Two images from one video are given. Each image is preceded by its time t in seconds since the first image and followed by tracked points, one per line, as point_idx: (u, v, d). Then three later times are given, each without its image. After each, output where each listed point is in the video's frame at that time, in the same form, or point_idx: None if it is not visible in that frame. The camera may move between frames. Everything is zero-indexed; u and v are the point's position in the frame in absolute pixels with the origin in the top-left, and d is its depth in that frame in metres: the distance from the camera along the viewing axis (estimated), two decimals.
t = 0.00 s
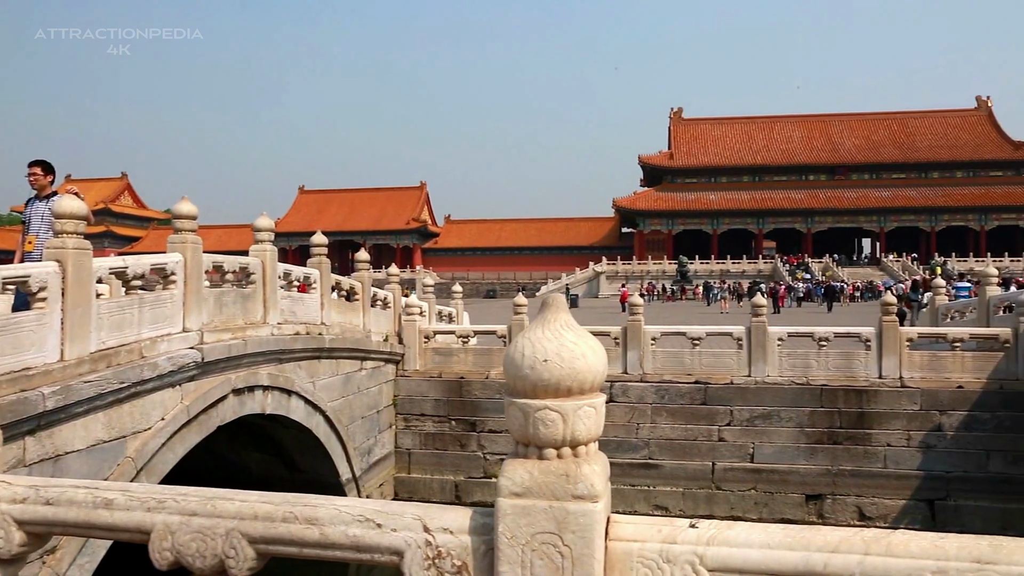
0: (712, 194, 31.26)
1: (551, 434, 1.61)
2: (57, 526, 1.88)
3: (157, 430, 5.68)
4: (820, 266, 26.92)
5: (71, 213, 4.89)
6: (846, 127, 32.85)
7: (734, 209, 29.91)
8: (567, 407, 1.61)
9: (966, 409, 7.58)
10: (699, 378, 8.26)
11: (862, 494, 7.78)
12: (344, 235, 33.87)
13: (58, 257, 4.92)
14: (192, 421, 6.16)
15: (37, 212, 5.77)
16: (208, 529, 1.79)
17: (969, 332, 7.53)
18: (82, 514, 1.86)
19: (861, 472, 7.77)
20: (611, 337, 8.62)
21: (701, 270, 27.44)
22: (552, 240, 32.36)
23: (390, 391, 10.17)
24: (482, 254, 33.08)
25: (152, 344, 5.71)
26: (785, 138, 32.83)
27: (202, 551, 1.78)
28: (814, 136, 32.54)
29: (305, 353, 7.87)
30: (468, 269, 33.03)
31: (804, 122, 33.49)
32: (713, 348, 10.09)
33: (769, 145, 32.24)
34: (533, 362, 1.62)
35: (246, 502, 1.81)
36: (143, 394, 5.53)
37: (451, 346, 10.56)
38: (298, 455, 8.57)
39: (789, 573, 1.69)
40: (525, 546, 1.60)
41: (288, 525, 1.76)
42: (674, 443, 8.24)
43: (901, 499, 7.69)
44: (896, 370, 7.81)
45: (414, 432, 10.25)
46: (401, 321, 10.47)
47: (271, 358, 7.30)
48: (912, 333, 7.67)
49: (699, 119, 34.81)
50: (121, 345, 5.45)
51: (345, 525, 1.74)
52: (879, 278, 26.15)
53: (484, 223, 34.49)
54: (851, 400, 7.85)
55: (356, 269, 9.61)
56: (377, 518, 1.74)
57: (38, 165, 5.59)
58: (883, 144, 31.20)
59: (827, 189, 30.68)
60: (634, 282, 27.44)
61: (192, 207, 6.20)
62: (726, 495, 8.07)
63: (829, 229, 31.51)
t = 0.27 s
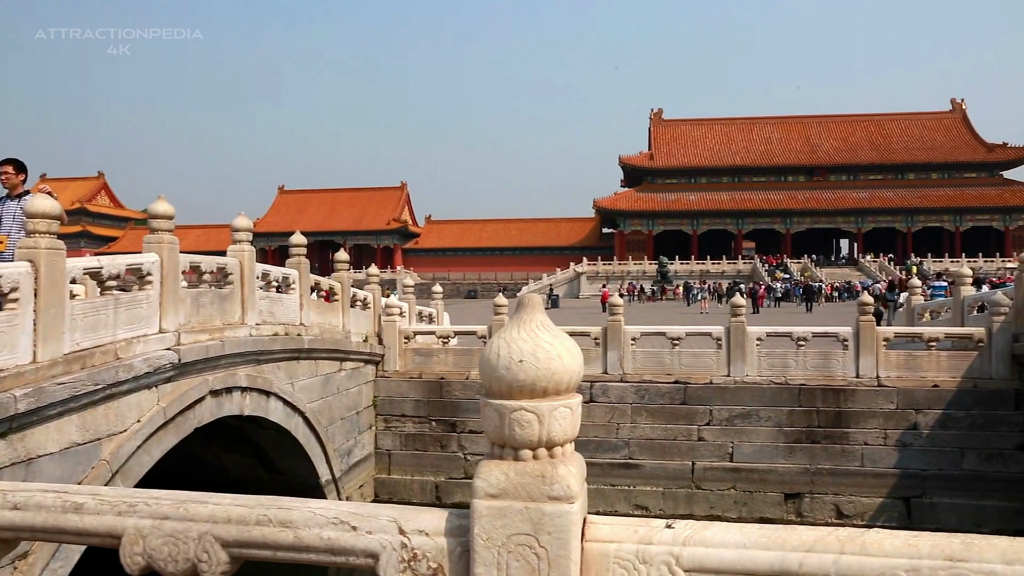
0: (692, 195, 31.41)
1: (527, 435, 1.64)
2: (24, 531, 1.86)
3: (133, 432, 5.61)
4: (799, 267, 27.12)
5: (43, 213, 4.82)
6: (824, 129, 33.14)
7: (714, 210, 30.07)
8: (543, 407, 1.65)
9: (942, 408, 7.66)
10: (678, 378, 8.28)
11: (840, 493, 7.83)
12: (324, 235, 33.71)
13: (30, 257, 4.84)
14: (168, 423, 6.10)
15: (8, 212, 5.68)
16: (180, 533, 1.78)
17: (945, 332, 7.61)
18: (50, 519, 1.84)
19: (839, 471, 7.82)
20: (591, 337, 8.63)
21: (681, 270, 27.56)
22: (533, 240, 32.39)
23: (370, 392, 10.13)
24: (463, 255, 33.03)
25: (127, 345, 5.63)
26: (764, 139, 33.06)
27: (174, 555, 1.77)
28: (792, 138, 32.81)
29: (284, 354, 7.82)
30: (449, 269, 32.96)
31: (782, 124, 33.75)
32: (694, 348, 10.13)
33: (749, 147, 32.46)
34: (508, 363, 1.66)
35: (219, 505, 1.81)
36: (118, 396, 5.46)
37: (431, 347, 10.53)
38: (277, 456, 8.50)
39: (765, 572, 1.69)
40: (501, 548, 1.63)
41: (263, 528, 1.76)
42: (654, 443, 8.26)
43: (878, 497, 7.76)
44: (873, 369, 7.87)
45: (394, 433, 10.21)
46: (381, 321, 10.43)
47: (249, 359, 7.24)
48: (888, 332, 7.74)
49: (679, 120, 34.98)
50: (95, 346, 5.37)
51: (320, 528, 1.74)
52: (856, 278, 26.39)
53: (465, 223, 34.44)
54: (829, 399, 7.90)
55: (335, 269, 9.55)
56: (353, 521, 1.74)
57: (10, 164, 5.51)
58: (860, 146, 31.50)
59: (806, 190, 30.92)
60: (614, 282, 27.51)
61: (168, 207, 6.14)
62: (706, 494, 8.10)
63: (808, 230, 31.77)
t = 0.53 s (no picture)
0: (677, 195, 31.52)
1: (507, 436, 1.65)
2: None
3: (113, 434, 5.56)
4: (783, 267, 27.27)
5: (20, 212, 4.79)
6: (806, 130, 33.35)
7: (698, 210, 30.18)
8: (523, 408, 1.65)
9: (923, 407, 7.72)
10: (662, 378, 8.30)
11: (822, 492, 7.87)
12: (308, 236, 33.58)
13: (8, 257, 4.77)
14: (149, 425, 6.04)
15: None
16: (157, 536, 1.80)
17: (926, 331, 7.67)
18: (25, 524, 1.86)
19: (822, 470, 7.86)
20: (576, 337, 8.63)
21: (665, 270, 27.64)
22: (518, 241, 32.39)
23: (354, 393, 10.09)
24: (447, 255, 32.97)
25: (108, 346, 5.57)
26: (747, 140, 33.23)
27: (150, 559, 1.78)
28: (776, 139, 32.99)
29: (267, 355, 7.77)
30: (434, 270, 32.90)
31: (765, 125, 33.92)
32: (678, 347, 10.16)
33: (733, 148, 32.62)
34: (488, 363, 1.66)
35: (195, 508, 1.82)
36: (98, 397, 5.40)
37: (416, 347, 10.49)
38: (260, 458, 8.45)
39: (745, 573, 1.71)
40: (481, 550, 1.63)
41: (239, 531, 1.77)
42: (639, 443, 8.28)
43: (860, 495, 7.80)
44: (855, 369, 7.92)
45: (378, 434, 10.18)
46: (365, 322, 10.39)
47: (232, 360, 7.19)
48: (870, 332, 7.79)
49: (664, 121, 35.10)
50: (75, 347, 5.31)
51: (298, 530, 1.75)
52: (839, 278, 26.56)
53: (450, 223, 34.40)
54: (813, 399, 7.94)
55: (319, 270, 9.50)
56: (332, 523, 1.75)
57: None
58: (842, 147, 31.72)
59: (789, 191, 31.10)
60: (599, 282, 27.57)
61: (149, 206, 6.07)
62: (690, 494, 8.12)
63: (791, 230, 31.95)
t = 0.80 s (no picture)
0: (666, 196, 31.58)
1: (492, 437, 1.68)
2: None
3: (98, 436, 5.52)
4: (771, 267, 27.34)
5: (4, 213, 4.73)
6: (795, 131, 33.49)
7: (687, 211, 30.25)
8: (507, 409, 1.68)
9: (910, 406, 7.76)
10: (651, 378, 8.30)
11: (811, 491, 7.90)
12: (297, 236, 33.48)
13: None
14: (136, 426, 6.00)
15: None
16: (139, 540, 1.83)
17: (913, 331, 7.70)
18: (6, 527, 1.89)
19: (810, 470, 7.89)
20: (564, 337, 8.62)
21: (654, 270, 27.68)
22: (507, 241, 32.38)
23: (342, 394, 10.06)
24: (436, 255, 32.90)
25: (93, 347, 5.52)
26: (736, 141, 33.33)
27: (133, 562, 1.82)
28: (764, 139, 33.11)
29: (255, 356, 7.73)
30: (423, 270, 32.85)
31: (754, 125, 34.04)
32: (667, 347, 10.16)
33: (721, 148, 32.71)
34: (472, 364, 1.69)
35: (177, 511, 1.85)
36: (83, 399, 5.36)
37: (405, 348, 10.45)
38: (249, 460, 8.41)
39: (731, 573, 1.73)
40: (466, 552, 1.66)
41: (222, 533, 1.80)
42: (628, 443, 8.28)
43: (848, 495, 7.82)
44: (843, 369, 7.95)
45: (367, 435, 10.15)
46: (354, 323, 10.36)
47: (219, 361, 7.15)
48: (857, 333, 7.83)
49: (653, 122, 35.18)
50: (59, 349, 5.26)
51: (282, 533, 1.79)
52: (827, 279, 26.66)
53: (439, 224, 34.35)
54: (801, 399, 7.97)
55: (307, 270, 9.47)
56: (316, 526, 1.79)
57: None
58: (830, 148, 31.86)
59: (778, 191, 31.21)
60: (588, 282, 27.59)
61: (135, 207, 6.03)
62: (679, 494, 8.12)
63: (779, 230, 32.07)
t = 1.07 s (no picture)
0: (656, 197, 31.64)
1: (477, 439, 1.68)
2: None
3: (84, 439, 5.48)
4: (761, 268, 27.42)
5: None
6: (784, 132, 33.61)
7: (676, 212, 30.31)
8: (493, 411, 1.68)
9: (897, 407, 7.80)
10: (641, 379, 8.30)
11: (800, 491, 7.91)
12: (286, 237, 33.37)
13: None
14: (122, 429, 5.96)
15: None
16: (119, 544, 1.84)
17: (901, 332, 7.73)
18: None
19: (799, 470, 7.91)
20: (554, 338, 8.61)
21: (644, 271, 27.72)
22: (497, 242, 32.37)
23: (331, 395, 10.03)
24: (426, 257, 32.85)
25: (79, 350, 5.47)
26: (725, 142, 33.43)
27: (114, 566, 1.83)
28: (753, 141, 33.22)
29: (243, 357, 7.69)
30: (413, 271, 32.78)
31: (743, 127, 34.15)
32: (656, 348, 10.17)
33: (711, 150, 32.81)
34: (457, 366, 1.69)
35: (159, 515, 1.86)
36: (69, 402, 5.32)
37: (394, 349, 10.42)
38: (237, 462, 8.36)
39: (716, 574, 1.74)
40: (451, 555, 1.67)
41: (205, 537, 1.82)
42: (618, 444, 8.28)
43: (837, 495, 7.84)
44: (831, 369, 7.97)
45: (357, 437, 10.11)
46: (343, 324, 10.33)
47: (207, 363, 7.11)
48: (846, 333, 7.85)
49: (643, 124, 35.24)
50: (44, 351, 5.22)
51: (266, 536, 1.81)
52: (816, 279, 26.76)
53: (429, 225, 34.31)
54: (790, 399, 7.99)
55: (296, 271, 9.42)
56: (301, 529, 1.81)
57: None
58: (819, 149, 31.99)
59: (767, 192, 31.31)
60: (578, 283, 27.61)
61: (122, 208, 5.98)
62: (669, 495, 8.12)
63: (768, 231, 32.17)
